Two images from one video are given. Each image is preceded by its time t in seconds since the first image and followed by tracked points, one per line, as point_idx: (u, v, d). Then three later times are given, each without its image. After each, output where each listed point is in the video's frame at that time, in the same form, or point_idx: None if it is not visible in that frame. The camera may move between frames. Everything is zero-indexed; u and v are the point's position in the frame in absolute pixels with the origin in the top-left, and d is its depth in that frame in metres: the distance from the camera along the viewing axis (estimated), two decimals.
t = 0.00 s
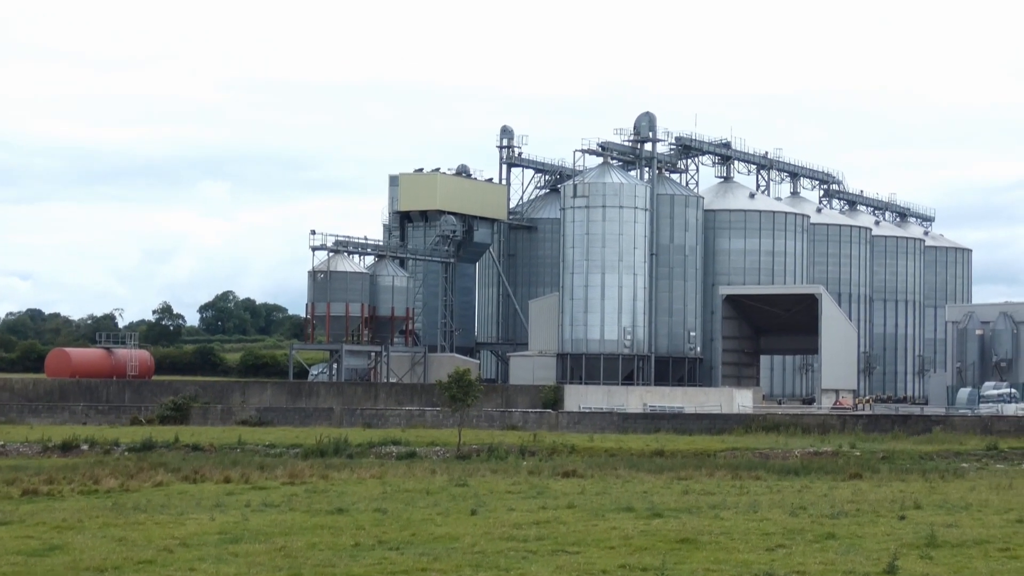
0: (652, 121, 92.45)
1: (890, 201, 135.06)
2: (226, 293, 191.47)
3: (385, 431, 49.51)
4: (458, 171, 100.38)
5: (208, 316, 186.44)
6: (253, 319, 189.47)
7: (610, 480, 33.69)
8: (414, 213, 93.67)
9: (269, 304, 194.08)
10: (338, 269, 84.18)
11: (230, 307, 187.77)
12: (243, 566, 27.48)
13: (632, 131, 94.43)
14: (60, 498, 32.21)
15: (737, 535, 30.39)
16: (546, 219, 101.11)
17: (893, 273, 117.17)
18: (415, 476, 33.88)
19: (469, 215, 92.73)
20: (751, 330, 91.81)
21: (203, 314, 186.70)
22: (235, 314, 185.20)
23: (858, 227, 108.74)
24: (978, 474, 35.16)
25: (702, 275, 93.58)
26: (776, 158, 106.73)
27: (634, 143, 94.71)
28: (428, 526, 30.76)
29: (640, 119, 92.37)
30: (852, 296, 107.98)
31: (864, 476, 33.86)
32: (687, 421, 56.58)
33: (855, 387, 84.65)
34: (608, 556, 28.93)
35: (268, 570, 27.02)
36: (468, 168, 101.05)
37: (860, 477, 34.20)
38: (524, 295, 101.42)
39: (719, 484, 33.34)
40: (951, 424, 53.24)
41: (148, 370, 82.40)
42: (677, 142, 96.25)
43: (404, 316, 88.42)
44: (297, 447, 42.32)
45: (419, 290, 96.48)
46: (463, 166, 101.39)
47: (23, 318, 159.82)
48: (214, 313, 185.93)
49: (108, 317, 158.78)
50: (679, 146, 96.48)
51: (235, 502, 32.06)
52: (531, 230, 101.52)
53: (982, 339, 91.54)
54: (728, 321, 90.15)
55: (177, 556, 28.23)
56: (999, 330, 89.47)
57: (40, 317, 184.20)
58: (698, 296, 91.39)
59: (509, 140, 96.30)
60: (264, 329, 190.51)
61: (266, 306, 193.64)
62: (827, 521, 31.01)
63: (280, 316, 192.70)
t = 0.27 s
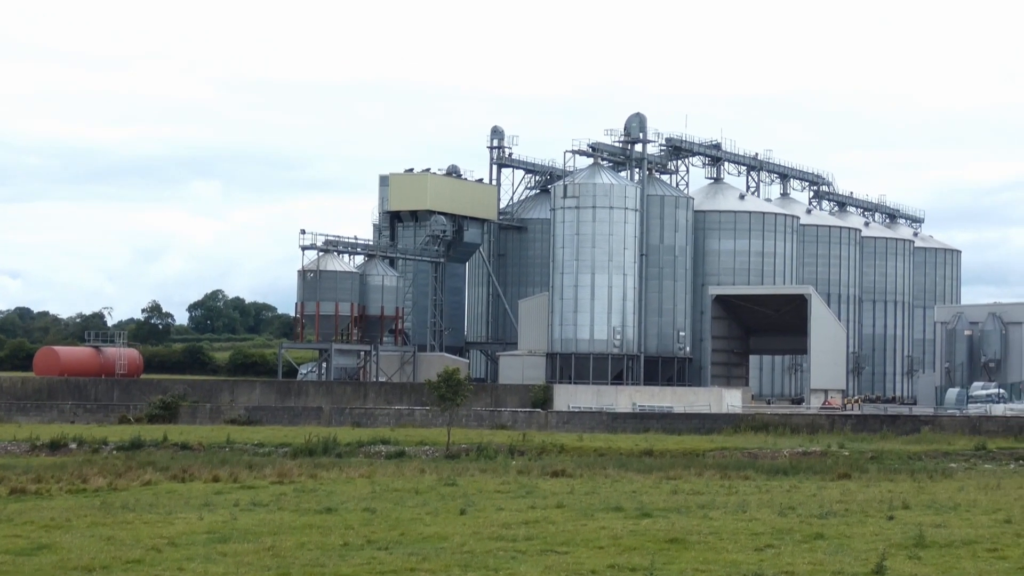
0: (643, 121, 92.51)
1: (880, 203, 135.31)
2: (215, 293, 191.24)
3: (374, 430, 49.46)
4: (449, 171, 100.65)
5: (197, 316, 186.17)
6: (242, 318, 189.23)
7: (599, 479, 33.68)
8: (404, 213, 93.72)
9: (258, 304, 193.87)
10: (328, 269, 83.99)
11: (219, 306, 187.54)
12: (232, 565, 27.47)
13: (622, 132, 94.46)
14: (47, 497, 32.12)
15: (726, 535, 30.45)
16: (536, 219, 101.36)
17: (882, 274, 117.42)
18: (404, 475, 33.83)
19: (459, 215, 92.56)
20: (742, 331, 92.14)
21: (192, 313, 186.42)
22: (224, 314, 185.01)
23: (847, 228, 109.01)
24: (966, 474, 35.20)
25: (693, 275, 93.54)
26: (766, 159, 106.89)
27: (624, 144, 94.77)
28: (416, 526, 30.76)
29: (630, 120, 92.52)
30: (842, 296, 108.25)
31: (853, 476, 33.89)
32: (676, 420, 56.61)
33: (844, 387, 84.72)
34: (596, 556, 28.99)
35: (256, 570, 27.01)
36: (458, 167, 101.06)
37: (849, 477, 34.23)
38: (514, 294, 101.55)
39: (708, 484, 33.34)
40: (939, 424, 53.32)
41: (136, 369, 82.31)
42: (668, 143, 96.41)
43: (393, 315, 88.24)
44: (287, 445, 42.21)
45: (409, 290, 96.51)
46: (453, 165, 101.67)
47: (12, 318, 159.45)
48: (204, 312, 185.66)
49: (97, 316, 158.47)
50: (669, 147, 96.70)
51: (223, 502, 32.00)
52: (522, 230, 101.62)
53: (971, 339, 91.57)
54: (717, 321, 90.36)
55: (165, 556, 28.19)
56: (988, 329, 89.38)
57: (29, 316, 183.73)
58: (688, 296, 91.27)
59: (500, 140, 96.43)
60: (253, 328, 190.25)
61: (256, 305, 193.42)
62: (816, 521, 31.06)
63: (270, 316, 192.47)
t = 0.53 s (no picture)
0: (630, 122, 92.50)
1: (866, 203, 135.55)
2: (200, 294, 190.97)
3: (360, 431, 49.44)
4: (435, 171, 100.53)
5: (183, 317, 185.88)
6: (228, 320, 189.02)
7: (586, 480, 33.68)
8: (391, 215, 93.69)
9: (244, 305, 193.64)
10: (315, 270, 84.04)
11: (204, 308, 187.25)
12: (218, 567, 27.45)
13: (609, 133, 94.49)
14: (33, 499, 32.00)
15: (713, 536, 30.49)
16: (523, 220, 101.34)
17: (868, 274, 117.69)
18: (391, 476, 33.80)
19: (446, 216, 92.53)
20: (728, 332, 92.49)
21: (177, 315, 186.08)
22: (210, 315, 184.76)
23: (833, 228, 109.17)
24: (952, 473, 35.26)
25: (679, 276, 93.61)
26: (752, 159, 106.97)
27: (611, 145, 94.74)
28: (404, 527, 30.75)
29: (617, 121, 92.51)
30: (828, 297, 108.46)
31: (839, 477, 33.92)
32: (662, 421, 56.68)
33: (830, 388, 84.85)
34: (583, 557, 29.04)
35: (243, 571, 26.99)
36: (444, 168, 100.95)
37: (836, 477, 34.23)
38: (501, 295, 101.61)
39: (694, 485, 33.35)
40: (925, 424, 53.42)
41: (122, 371, 82.21)
42: (655, 144, 96.48)
43: (380, 317, 87.66)
44: (273, 446, 42.07)
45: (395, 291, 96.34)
46: (440, 166, 101.59)
47: None
48: (189, 313, 185.35)
49: (82, 318, 158.10)
50: (656, 148, 96.73)
51: (210, 503, 31.92)
52: (508, 231, 101.66)
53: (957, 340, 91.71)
54: (703, 322, 90.50)
55: (151, 558, 28.12)
56: (973, 330, 89.19)
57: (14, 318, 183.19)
58: (674, 297, 91.33)
59: (486, 141, 96.36)
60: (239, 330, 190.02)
61: (241, 306, 193.21)
62: (802, 522, 31.13)
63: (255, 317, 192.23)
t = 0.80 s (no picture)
0: (613, 123, 92.56)
1: (850, 205, 135.83)
2: (184, 295, 190.74)
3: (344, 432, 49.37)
4: (419, 172, 100.39)
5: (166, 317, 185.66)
6: (211, 320, 188.86)
7: (569, 480, 33.68)
8: (376, 215, 94.01)
9: (227, 305, 193.50)
10: (298, 270, 83.78)
11: (188, 308, 187.01)
12: (201, 568, 27.43)
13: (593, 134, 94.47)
14: (15, 499, 31.95)
15: (696, 536, 30.53)
16: (507, 220, 101.14)
17: (851, 275, 117.98)
18: (374, 476, 33.76)
19: (430, 216, 92.78)
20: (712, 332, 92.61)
21: (161, 315, 185.82)
22: (193, 315, 184.54)
23: (816, 229, 109.34)
24: (934, 474, 35.32)
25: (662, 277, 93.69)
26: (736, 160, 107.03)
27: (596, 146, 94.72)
28: (387, 528, 30.74)
29: (600, 122, 92.61)
30: (811, 297, 108.69)
31: (822, 477, 33.96)
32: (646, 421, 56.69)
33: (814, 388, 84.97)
34: (567, 557, 29.07)
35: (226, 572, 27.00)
36: (428, 168, 100.87)
37: (819, 477, 34.25)
38: (485, 296, 101.81)
39: (678, 485, 33.35)
40: (908, 425, 53.51)
41: (106, 370, 81.85)
42: (638, 145, 96.48)
43: (363, 316, 87.18)
44: (255, 447, 42.01)
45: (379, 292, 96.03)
46: (424, 166, 101.42)
47: None
48: (173, 314, 185.10)
49: (66, 318, 157.78)
50: (640, 149, 96.71)
51: (193, 504, 31.89)
52: (492, 231, 101.74)
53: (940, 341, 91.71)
54: (686, 322, 90.18)
55: (134, 558, 28.09)
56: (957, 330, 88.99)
57: None
58: (659, 297, 91.43)
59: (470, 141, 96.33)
60: (223, 330, 189.82)
61: (225, 307, 193.09)
62: (785, 522, 31.17)
63: (239, 317, 192.10)
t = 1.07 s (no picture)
0: (597, 122, 92.46)
1: (833, 203, 136.02)
2: (166, 295, 190.50)
3: (327, 433, 49.29)
4: (402, 172, 100.25)
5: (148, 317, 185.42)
6: (194, 320, 188.73)
7: (553, 480, 33.68)
8: (358, 214, 93.59)
9: (210, 305, 193.36)
10: (281, 270, 83.32)
11: (170, 308, 186.80)
12: (184, 569, 27.39)
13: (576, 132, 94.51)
14: None
15: (679, 536, 30.59)
16: (490, 220, 101.33)
17: (834, 274, 118.20)
18: (357, 477, 33.71)
19: (414, 216, 92.61)
20: (694, 331, 93.54)
21: (143, 315, 185.52)
22: (176, 315, 184.38)
23: (799, 228, 109.47)
24: (917, 473, 35.38)
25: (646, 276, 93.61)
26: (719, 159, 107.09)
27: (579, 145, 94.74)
28: (370, 528, 30.72)
29: (584, 121, 92.52)
30: (794, 297, 108.52)
31: (805, 477, 34.01)
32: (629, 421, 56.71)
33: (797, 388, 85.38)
34: (550, 557, 29.10)
35: (209, 572, 26.99)
36: (412, 169, 100.70)
37: (802, 477, 34.29)
38: (468, 296, 101.50)
39: (661, 485, 33.37)
40: (891, 424, 53.64)
41: (87, 372, 82.28)
42: (622, 144, 96.63)
43: (346, 317, 87.20)
44: (238, 449, 41.95)
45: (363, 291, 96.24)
46: (407, 165, 101.29)
47: None
48: (155, 314, 184.85)
49: (49, 318, 157.40)
50: (623, 148, 96.79)
51: (176, 504, 31.82)
52: (476, 230, 101.59)
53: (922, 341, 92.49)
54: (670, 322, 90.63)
55: (116, 559, 28.03)
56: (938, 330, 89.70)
57: None
58: (642, 297, 91.41)
59: (453, 141, 96.03)
60: (205, 330, 189.68)
61: (207, 307, 192.95)
62: (768, 522, 31.22)
63: (221, 317, 191.97)
